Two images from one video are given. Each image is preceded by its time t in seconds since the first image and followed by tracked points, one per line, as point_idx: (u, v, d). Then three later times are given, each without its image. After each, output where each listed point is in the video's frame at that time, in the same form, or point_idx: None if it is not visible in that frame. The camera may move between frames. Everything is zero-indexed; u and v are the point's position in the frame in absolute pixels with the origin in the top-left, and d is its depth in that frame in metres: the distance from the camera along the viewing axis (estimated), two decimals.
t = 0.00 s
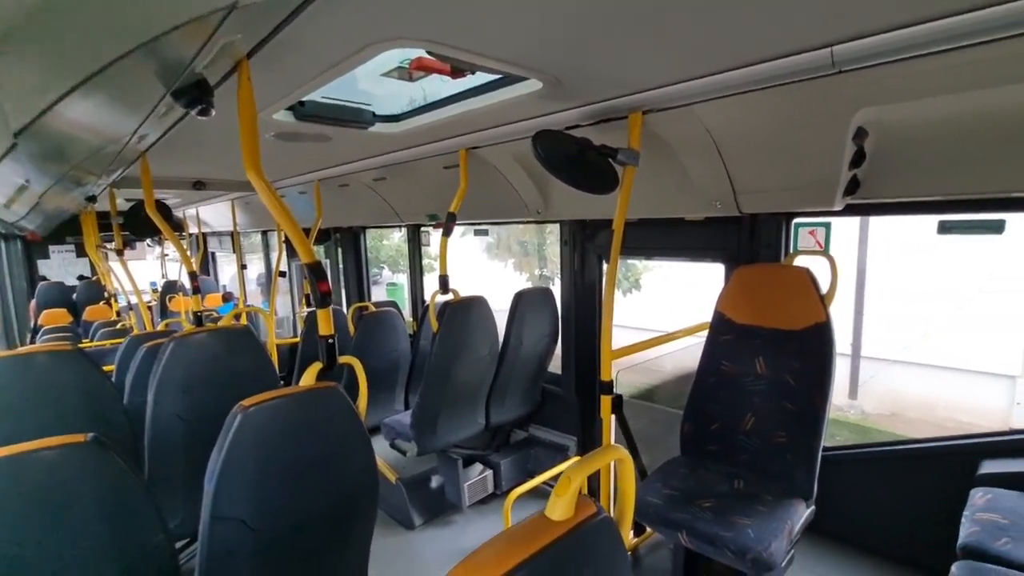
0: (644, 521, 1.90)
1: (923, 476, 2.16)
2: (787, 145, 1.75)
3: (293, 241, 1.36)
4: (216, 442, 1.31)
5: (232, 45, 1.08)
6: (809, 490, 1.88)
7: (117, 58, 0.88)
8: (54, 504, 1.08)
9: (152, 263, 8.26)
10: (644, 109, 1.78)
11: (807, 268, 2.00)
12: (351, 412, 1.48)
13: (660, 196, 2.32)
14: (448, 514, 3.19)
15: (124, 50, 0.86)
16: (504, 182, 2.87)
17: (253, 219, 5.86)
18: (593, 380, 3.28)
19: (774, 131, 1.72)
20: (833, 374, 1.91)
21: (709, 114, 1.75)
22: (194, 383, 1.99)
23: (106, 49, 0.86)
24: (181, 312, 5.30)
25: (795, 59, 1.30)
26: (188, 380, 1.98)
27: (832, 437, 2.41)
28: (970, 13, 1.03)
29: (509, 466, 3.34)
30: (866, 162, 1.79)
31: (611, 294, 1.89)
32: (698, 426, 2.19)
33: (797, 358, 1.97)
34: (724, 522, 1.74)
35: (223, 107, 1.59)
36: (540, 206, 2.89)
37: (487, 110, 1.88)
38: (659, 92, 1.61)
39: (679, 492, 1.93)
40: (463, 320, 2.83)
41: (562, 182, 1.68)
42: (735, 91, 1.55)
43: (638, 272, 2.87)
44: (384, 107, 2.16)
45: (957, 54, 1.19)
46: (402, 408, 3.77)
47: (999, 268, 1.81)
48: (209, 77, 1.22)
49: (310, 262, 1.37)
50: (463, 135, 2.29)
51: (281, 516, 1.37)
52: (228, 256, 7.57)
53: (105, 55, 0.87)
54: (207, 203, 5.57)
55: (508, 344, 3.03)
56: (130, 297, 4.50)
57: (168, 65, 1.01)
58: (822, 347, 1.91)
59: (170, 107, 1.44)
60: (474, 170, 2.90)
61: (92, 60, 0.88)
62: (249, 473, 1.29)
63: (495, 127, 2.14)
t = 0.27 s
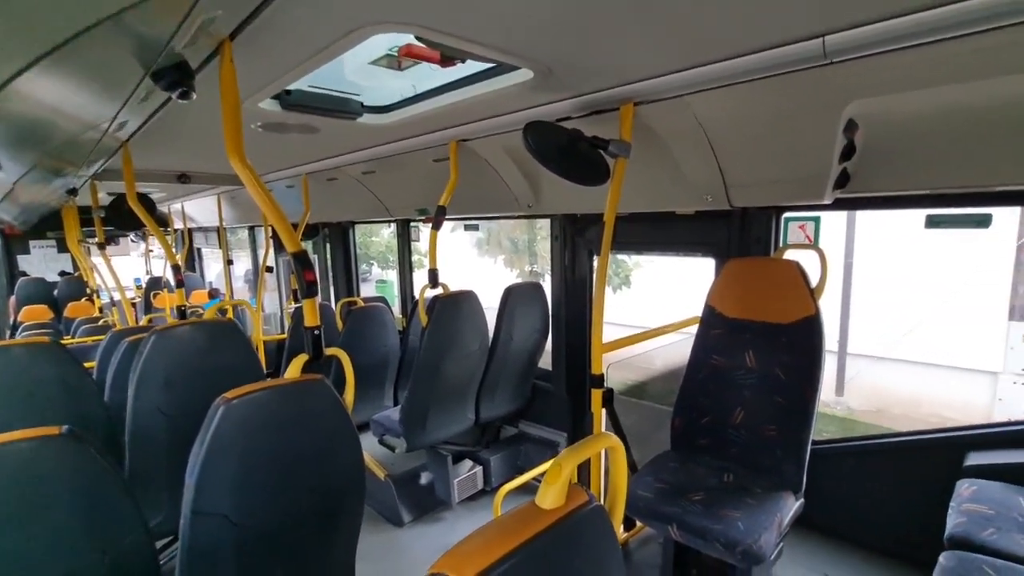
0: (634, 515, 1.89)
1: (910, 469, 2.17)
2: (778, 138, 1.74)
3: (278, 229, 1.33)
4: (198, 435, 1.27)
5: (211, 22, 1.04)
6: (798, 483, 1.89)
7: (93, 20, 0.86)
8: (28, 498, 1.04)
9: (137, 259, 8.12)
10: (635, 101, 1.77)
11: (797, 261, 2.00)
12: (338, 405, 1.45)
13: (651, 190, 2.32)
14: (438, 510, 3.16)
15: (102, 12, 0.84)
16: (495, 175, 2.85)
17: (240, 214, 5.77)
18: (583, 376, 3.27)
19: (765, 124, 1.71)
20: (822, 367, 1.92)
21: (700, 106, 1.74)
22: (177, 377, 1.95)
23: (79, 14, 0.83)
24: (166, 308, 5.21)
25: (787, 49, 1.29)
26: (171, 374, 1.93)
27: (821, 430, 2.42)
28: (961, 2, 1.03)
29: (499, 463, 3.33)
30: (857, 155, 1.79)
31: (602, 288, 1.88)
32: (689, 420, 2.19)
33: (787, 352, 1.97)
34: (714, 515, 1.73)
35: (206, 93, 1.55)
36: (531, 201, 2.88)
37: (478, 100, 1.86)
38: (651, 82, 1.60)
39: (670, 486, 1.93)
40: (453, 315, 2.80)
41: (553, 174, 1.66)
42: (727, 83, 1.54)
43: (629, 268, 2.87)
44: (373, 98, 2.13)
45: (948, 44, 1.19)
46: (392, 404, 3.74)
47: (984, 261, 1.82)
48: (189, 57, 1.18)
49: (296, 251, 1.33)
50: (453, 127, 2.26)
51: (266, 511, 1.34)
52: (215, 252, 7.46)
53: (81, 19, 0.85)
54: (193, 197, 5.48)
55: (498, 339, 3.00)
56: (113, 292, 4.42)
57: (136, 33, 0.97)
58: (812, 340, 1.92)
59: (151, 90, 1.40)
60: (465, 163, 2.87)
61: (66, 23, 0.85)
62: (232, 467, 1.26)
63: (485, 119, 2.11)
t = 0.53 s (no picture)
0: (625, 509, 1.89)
1: (898, 463, 2.19)
2: (770, 131, 1.74)
3: (264, 218, 1.30)
4: (181, 429, 1.24)
5: (192, 1, 1.01)
6: (788, 477, 1.89)
7: None
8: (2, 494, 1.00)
9: (122, 254, 7.99)
10: (628, 93, 1.75)
11: (788, 256, 2.00)
12: (326, 398, 1.43)
13: (644, 184, 2.31)
14: (428, 507, 3.14)
15: None
16: (486, 169, 2.83)
17: (229, 209, 5.70)
18: (574, 371, 3.27)
19: (758, 118, 1.71)
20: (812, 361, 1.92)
21: (693, 99, 1.73)
22: (162, 371, 1.91)
23: None
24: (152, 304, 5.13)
25: (780, 41, 1.28)
26: (155, 368, 1.89)
27: (810, 425, 2.44)
28: None
29: (489, 459, 3.31)
30: (848, 149, 1.80)
31: (593, 281, 1.86)
32: (680, 414, 2.19)
33: (778, 346, 1.98)
34: (704, 509, 1.73)
35: (190, 80, 1.52)
36: (523, 195, 2.86)
37: (469, 91, 1.84)
38: (643, 74, 1.59)
39: (661, 480, 1.92)
40: (444, 310, 2.78)
41: (545, 165, 1.64)
42: (720, 75, 1.53)
43: (620, 265, 2.86)
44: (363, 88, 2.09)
45: (940, 36, 1.19)
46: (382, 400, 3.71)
47: (971, 256, 1.83)
48: (171, 39, 1.15)
49: (282, 240, 1.30)
50: (444, 120, 2.23)
51: (250, 506, 1.31)
52: (203, 248, 7.36)
53: None
54: (180, 191, 5.40)
55: (489, 335, 2.98)
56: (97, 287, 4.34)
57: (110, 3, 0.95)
58: (802, 334, 1.92)
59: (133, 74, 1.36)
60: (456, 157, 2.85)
61: None
62: (216, 461, 1.23)
63: (477, 111, 2.09)
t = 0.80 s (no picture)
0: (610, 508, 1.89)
1: (878, 461, 2.22)
2: (757, 132, 1.75)
3: (247, 213, 1.27)
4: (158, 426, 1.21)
5: None
6: (772, 475, 1.91)
7: None
8: None
9: (102, 250, 7.82)
10: (617, 92, 1.75)
11: (773, 255, 2.02)
12: (308, 395, 1.41)
13: (632, 183, 2.32)
14: (413, 506, 3.12)
15: None
16: (474, 167, 2.81)
17: (212, 205, 5.61)
18: (562, 370, 3.27)
19: (745, 118, 1.72)
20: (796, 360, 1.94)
21: (681, 98, 1.73)
22: (140, 369, 1.87)
23: None
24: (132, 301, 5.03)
25: (768, 40, 1.29)
26: (134, 365, 1.85)
27: (793, 423, 2.46)
28: None
29: (475, 458, 3.30)
30: (832, 150, 1.82)
31: (581, 279, 1.86)
32: (666, 413, 2.19)
33: (762, 345, 1.99)
34: (690, 507, 1.74)
35: (171, 71, 1.48)
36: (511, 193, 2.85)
37: (458, 88, 1.82)
38: (632, 72, 1.59)
39: (646, 478, 1.93)
40: (431, 308, 2.76)
41: (533, 162, 1.63)
42: (708, 74, 1.54)
43: (608, 265, 2.86)
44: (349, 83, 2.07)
45: (923, 38, 1.21)
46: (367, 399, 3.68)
47: (951, 257, 1.86)
48: (149, 25, 1.12)
49: (264, 234, 1.28)
50: (432, 116, 2.21)
51: (229, 505, 1.28)
52: (186, 245, 7.24)
53: None
54: (162, 187, 5.30)
55: (476, 333, 2.97)
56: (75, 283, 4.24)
57: None
58: (786, 334, 1.94)
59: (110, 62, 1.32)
60: (444, 154, 2.83)
61: None
62: (194, 459, 1.20)
63: (465, 108, 2.07)
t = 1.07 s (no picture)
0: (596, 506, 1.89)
1: (858, 458, 2.26)
2: (741, 132, 1.77)
3: (227, 209, 1.24)
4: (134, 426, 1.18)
5: None
6: (755, 472, 1.93)
7: None
8: None
9: (80, 248, 7.64)
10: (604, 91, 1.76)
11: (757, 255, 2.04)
12: (290, 395, 1.38)
13: (618, 182, 2.33)
14: (399, 507, 3.09)
15: None
16: (461, 165, 2.80)
17: (194, 202, 5.51)
18: (548, 370, 3.27)
19: (730, 118, 1.73)
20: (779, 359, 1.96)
21: (667, 98, 1.74)
22: (117, 368, 1.82)
23: None
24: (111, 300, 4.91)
25: (753, 41, 1.30)
26: (110, 364, 1.80)
27: (776, 421, 2.49)
28: None
29: (461, 457, 3.29)
30: (815, 151, 1.84)
31: (567, 278, 1.86)
32: (651, 411, 2.21)
33: (746, 344, 2.01)
34: (674, 504, 1.75)
35: (149, 62, 1.44)
36: (497, 191, 2.84)
37: (444, 85, 1.81)
38: (619, 72, 1.59)
39: (632, 476, 1.93)
40: (417, 307, 2.74)
41: (520, 160, 1.62)
42: (694, 74, 1.54)
43: (594, 264, 2.87)
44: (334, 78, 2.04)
45: (903, 41, 1.23)
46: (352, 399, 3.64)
47: (929, 258, 1.90)
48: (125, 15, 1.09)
49: (246, 231, 1.25)
50: (419, 113, 2.19)
51: (208, 506, 1.26)
52: (167, 242, 7.10)
53: None
54: (142, 183, 5.19)
55: (463, 332, 2.96)
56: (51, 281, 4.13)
57: None
58: (770, 332, 1.96)
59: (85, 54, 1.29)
60: (431, 152, 2.81)
61: None
62: (173, 459, 1.18)
63: (452, 105, 2.06)
